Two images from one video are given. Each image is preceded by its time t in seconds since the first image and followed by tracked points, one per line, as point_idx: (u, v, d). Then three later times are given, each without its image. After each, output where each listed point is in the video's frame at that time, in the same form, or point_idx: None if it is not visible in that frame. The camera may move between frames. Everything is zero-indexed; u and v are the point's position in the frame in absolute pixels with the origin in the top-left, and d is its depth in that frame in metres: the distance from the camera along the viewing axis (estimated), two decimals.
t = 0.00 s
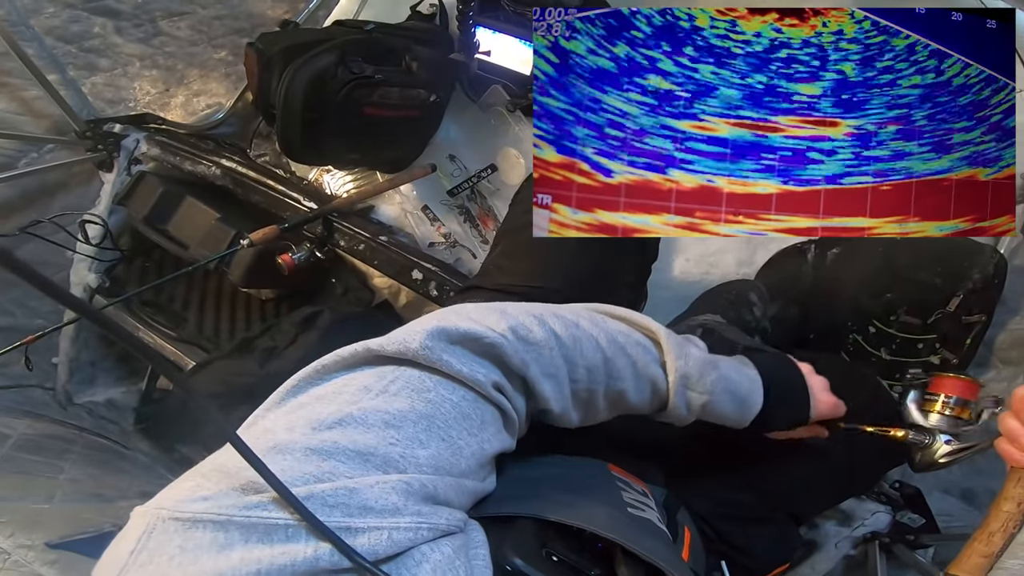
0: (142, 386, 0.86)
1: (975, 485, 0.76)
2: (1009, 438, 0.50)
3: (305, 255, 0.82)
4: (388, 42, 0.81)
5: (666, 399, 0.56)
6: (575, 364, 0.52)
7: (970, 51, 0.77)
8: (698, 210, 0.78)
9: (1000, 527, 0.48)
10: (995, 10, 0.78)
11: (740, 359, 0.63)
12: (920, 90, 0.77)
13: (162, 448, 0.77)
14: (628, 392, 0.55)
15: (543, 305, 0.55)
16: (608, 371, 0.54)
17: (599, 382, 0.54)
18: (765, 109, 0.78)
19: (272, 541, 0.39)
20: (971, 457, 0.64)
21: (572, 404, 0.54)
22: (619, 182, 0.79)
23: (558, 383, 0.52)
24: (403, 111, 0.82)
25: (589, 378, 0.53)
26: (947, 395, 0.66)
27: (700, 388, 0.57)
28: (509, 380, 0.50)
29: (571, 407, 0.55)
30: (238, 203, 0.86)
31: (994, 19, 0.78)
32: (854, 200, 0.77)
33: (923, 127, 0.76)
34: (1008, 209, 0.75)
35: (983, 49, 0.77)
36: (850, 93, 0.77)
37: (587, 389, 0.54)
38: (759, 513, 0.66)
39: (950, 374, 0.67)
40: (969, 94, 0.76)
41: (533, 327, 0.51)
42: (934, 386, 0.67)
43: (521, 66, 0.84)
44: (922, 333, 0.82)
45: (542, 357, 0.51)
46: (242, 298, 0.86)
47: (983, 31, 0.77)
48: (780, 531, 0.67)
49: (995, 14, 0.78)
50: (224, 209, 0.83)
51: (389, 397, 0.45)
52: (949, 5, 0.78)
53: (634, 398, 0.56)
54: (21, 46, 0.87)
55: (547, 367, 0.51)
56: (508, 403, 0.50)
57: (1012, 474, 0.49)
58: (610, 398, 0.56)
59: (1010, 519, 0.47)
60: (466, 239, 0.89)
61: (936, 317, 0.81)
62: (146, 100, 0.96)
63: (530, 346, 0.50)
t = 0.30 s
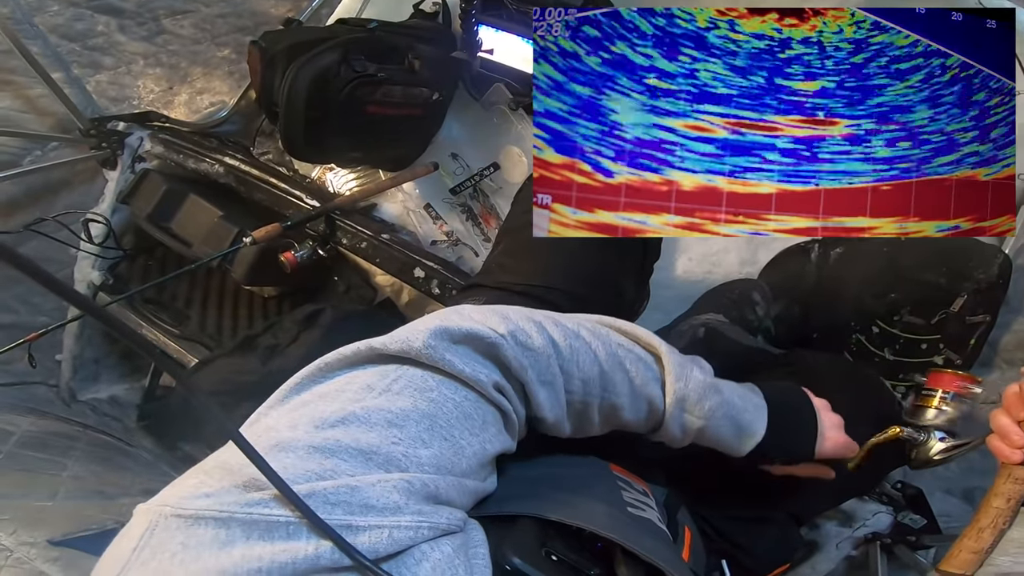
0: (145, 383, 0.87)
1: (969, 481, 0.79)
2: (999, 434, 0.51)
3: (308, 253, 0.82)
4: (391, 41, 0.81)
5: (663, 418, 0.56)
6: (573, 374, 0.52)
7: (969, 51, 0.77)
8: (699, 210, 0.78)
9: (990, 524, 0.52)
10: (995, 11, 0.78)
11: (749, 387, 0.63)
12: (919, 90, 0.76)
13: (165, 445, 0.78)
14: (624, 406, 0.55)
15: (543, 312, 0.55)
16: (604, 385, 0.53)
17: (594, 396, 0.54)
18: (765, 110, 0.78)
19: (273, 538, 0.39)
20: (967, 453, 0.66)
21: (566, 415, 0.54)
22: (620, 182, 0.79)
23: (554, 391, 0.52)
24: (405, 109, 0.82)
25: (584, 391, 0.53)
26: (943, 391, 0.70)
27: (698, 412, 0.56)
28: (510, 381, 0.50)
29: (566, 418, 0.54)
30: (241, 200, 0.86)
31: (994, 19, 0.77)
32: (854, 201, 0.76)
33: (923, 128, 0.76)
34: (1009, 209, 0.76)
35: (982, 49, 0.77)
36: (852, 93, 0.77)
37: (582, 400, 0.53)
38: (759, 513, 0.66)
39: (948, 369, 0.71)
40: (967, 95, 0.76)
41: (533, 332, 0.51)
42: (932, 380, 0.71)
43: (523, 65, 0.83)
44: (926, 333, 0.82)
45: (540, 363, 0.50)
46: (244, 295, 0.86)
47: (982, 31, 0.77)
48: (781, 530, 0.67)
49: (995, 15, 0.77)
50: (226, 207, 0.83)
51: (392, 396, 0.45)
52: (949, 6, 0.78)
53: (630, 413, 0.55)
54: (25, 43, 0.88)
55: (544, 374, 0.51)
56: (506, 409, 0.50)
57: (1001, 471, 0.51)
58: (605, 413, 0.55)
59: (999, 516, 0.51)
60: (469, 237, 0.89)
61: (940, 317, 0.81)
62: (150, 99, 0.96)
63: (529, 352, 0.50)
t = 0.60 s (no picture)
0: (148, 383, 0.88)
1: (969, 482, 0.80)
2: (979, 438, 0.55)
3: (308, 253, 0.82)
4: (390, 41, 0.81)
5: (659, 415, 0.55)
6: (564, 372, 0.52)
7: (969, 50, 0.77)
8: (699, 210, 0.78)
9: (972, 524, 0.55)
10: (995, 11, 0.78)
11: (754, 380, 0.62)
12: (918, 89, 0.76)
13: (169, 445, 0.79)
14: (619, 404, 0.54)
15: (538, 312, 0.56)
16: (597, 382, 0.53)
17: (588, 393, 0.54)
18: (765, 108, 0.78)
19: (266, 536, 0.39)
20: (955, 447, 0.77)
21: (561, 413, 0.54)
22: (620, 182, 0.79)
23: (547, 388, 0.52)
24: (403, 109, 0.82)
25: (577, 388, 0.53)
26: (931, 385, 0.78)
27: (697, 404, 0.55)
28: (503, 380, 0.50)
29: (561, 418, 0.54)
30: (242, 200, 0.87)
31: (994, 19, 0.77)
32: (854, 200, 0.76)
33: (923, 127, 0.76)
34: (1009, 208, 0.75)
35: (983, 48, 0.77)
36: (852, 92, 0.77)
37: (575, 397, 0.54)
38: (758, 511, 0.66)
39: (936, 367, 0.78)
40: (967, 95, 0.76)
41: (523, 330, 0.51)
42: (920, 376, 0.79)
43: (519, 62, 0.84)
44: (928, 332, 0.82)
45: (530, 360, 0.51)
46: (246, 295, 0.86)
47: (983, 31, 0.77)
48: (784, 530, 0.67)
49: (995, 15, 0.77)
50: (228, 208, 0.83)
51: (385, 396, 0.45)
52: (949, 6, 0.78)
53: (626, 412, 0.55)
54: (27, 46, 0.87)
55: (534, 372, 0.51)
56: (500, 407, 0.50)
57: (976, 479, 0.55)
58: (600, 410, 0.55)
59: (981, 516, 0.55)
60: (470, 237, 0.89)
61: (943, 315, 0.81)
62: (152, 100, 0.96)
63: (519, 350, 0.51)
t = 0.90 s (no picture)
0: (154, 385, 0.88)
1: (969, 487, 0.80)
2: (938, 422, 0.53)
3: (311, 256, 0.82)
4: (391, 46, 0.81)
5: (673, 368, 0.61)
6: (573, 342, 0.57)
7: (968, 50, 0.78)
8: (698, 210, 0.79)
9: (917, 512, 0.51)
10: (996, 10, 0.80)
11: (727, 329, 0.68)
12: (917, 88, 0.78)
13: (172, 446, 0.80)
14: (634, 363, 0.59)
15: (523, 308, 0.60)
16: (602, 347, 0.58)
17: (599, 359, 0.58)
18: (765, 107, 0.80)
19: (272, 533, 0.40)
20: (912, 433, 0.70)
21: (579, 387, 0.57)
22: (619, 182, 0.80)
23: (559, 364, 0.55)
24: (404, 114, 0.83)
25: (588, 356, 0.57)
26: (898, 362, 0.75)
27: (686, 330, 0.63)
28: (502, 382, 0.52)
29: (581, 393, 0.57)
30: (246, 204, 0.87)
31: (994, 19, 0.79)
32: (854, 201, 0.78)
33: (923, 125, 0.78)
34: (1010, 208, 0.77)
35: (984, 49, 0.78)
36: (852, 91, 0.79)
37: (589, 368, 0.57)
38: (757, 512, 0.66)
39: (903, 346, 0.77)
40: (967, 94, 0.78)
41: (522, 314, 0.55)
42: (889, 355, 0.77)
43: (522, 68, 0.84)
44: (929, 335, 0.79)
45: (537, 341, 0.54)
46: (250, 298, 0.87)
47: (983, 30, 0.79)
48: (781, 532, 0.67)
49: (995, 14, 0.79)
50: (233, 211, 0.84)
51: (389, 405, 0.46)
52: (949, 6, 0.80)
53: (643, 373, 0.60)
54: (35, 50, 0.91)
55: (543, 352, 0.54)
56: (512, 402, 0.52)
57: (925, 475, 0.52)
58: (615, 377, 0.59)
59: (926, 505, 0.51)
60: (471, 239, 0.90)
61: (944, 318, 0.79)
62: (158, 104, 0.97)
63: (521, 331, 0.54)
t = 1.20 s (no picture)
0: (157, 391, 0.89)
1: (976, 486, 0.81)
2: (939, 425, 0.56)
3: (309, 261, 0.82)
4: (385, 49, 0.82)
5: (681, 368, 0.58)
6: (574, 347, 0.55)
7: (967, 49, 0.78)
8: (699, 211, 0.80)
9: (886, 514, 0.60)
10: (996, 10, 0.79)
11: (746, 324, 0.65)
12: (918, 88, 0.78)
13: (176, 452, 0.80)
14: (640, 365, 0.57)
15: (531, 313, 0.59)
16: (608, 351, 0.57)
17: (605, 364, 0.56)
18: (766, 107, 0.80)
19: (268, 536, 0.40)
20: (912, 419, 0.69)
21: (583, 393, 0.55)
22: (619, 182, 0.81)
23: (561, 369, 0.54)
24: (399, 117, 0.82)
25: (593, 361, 0.56)
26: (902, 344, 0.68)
27: (695, 329, 0.61)
28: (507, 394, 0.51)
29: (584, 400, 0.56)
30: (244, 210, 0.87)
31: (994, 19, 0.78)
32: (855, 201, 0.78)
33: (923, 125, 0.78)
34: (1009, 208, 0.77)
35: (984, 49, 0.78)
36: (854, 91, 0.79)
37: (595, 373, 0.56)
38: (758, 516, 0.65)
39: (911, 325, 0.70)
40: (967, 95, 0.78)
41: (526, 319, 0.55)
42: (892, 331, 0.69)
43: (518, 69, 0.84)
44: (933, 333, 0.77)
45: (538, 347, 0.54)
46: (251, 303, 0.87)
47: (983, 31, 0.78)
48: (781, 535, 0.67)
49: (996, 14, 0.79)
50: (230, 218, 0.85)
51: (395, 416, 0.46)
52: (950, 5, 0.79)
53: (650, 377, 0.57)
54: (30, 60, 0.89)
55: (546, 357, 0.54)
56: (515, 411, 0.52)
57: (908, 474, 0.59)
58: (623, 385, 0.57)
59: (896, 510, 0.59)
60: (470, 242, 0.90)
61: (947, 315, 0.78)
62: (154, 111, 0.97)
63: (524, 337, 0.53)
